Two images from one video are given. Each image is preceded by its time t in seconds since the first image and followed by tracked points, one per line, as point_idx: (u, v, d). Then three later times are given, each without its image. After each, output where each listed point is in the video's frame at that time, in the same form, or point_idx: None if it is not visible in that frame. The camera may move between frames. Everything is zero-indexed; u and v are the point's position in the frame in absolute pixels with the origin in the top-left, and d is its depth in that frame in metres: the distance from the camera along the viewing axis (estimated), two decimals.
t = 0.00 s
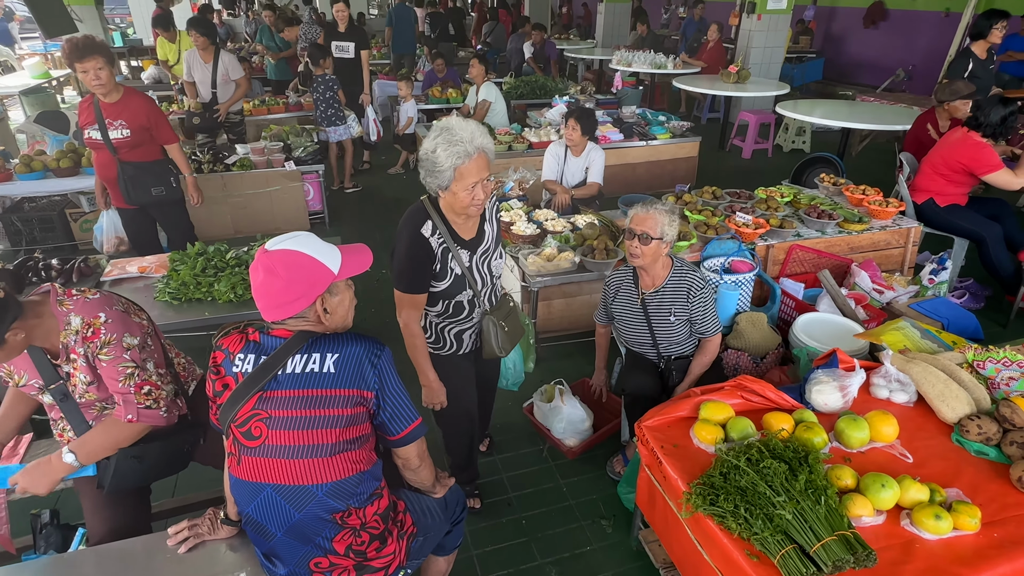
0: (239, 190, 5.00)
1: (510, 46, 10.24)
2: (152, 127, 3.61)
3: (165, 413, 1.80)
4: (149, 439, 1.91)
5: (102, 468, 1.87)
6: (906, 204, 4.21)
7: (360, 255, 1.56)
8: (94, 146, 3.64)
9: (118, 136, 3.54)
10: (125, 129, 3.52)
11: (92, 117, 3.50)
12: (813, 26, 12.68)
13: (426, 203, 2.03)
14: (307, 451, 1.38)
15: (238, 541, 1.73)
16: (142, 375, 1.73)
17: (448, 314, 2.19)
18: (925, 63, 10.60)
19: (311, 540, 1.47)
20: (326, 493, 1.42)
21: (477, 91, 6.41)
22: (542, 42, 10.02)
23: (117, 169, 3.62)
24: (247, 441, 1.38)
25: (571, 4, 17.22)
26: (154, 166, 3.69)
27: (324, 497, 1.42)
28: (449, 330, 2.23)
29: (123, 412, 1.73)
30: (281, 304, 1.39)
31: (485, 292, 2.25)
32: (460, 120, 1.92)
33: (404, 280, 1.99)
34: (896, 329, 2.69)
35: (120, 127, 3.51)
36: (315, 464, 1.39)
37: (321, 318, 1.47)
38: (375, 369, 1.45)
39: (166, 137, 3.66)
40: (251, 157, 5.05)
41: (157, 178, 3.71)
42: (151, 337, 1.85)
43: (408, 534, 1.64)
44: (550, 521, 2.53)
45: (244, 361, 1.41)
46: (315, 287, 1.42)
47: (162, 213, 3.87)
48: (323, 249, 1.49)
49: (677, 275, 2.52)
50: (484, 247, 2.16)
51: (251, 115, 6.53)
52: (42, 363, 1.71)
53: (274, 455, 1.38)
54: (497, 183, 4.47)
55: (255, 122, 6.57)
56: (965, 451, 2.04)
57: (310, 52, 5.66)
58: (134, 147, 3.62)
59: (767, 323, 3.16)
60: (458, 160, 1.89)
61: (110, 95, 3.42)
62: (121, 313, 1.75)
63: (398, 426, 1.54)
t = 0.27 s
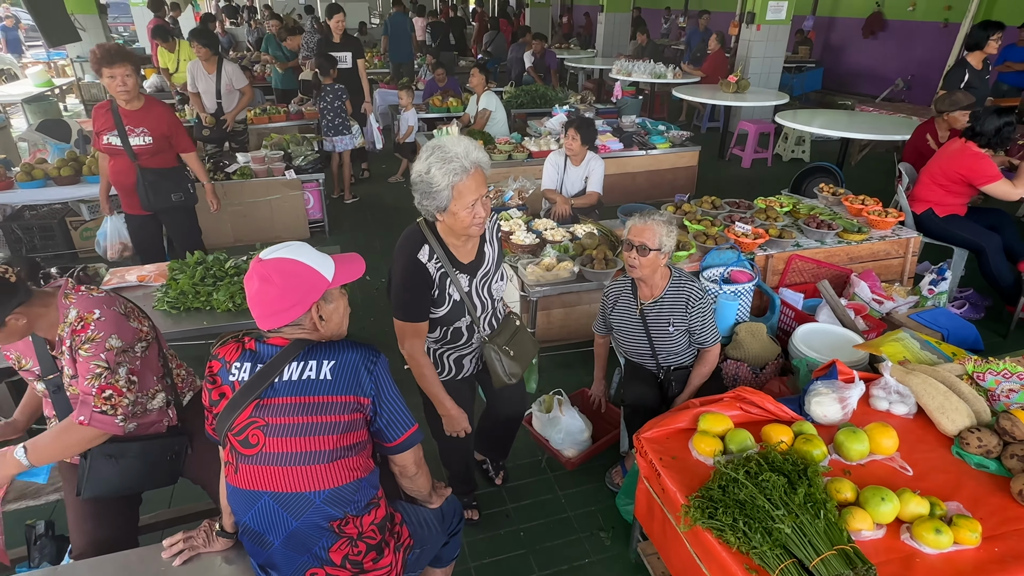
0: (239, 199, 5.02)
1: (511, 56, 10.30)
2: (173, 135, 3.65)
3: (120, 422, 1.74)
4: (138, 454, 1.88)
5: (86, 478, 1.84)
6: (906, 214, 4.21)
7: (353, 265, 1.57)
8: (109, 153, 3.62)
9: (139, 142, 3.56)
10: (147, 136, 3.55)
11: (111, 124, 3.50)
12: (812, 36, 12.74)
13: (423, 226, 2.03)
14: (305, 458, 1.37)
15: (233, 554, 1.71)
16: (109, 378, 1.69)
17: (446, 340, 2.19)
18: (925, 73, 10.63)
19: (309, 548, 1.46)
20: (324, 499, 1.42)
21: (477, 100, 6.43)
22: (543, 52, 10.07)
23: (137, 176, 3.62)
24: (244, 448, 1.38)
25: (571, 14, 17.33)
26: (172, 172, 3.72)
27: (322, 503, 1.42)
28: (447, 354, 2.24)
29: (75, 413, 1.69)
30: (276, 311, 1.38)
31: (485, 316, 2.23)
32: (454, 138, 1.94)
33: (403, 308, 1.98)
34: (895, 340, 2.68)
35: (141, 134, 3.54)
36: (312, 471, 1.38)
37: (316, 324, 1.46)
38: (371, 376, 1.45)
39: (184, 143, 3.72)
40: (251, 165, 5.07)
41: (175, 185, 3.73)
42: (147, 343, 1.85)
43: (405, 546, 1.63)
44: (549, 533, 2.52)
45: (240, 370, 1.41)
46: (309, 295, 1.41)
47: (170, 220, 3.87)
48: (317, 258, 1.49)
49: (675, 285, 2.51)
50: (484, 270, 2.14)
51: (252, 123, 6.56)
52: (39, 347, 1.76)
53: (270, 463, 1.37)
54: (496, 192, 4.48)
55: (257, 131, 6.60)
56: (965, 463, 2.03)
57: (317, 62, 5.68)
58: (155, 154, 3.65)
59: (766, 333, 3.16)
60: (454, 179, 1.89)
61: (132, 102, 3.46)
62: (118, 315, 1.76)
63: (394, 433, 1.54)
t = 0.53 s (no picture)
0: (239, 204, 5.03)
1: (512, 64, 10.34)
2: (197, 139, 3.80)
3: (57, 433, 1.70)
4: (124, 452, 1.90)
5: (73, 480, 1.85)
6: (906, 224, 4.21)
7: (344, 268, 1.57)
8: (134, 156, 3.66)
9: (169, 145, 3.67)
10: (174, 139, 3.66)
11: (138, 127, 3.57)
12: (813, 45, 12.80)
13: (434, 247, 1.92)
14: (300, 461, 1.37)
15: (228, 562, 1.70)
16: (56, 386, 1.67)
17: (455, 363, 2.08)
18: (925, 83, 10.67)
19: (305, 553, 1.45)
20: (319, 503, 1.41)
21: (478, 107, 6.45)
22: (544, 60, 10.11)
23: (166, 177, 3.68)
24: (239, 453, 1.37)
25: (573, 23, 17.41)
26: (197, 174, 3.80)
27: (317, 507, 1.41)
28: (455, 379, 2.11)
29: (15, 418, 1.68)
30: (270, 315, 1.38)
31: (495, 341, 2.08)
32: (468, 154, 1.84)
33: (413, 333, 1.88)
34: (896, 350, 2.68)
35: (170, 137, 3.66)
36: (307, 476, 1.38)
37: (311, 328, 1.46)
38: (367, 380, 1.46)
39: (205, 148, 3.85)
40: (252, 171, 5.08)
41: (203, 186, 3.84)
42: (126, 349, 1.86)
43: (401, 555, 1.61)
44: (547, 542, 2.50)
45: (236, 374, 1.41)
46: (302, 298, 1.41)
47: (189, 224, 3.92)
48: (309, 262, 1.49)
49: (674, 293, 2.51)
50: (497, 293, 2.01)
51: (253, 129, 6.57)
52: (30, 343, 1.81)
53: (265, 467, 1.37)
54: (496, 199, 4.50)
55: (258, 137, 6.62)
56: (965, 475, 2.02)
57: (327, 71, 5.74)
58: (181, 157, 3.76)
59: (766, 343, 3.15)
60: (468, 197, 1.79)
61: (160, 107, 3.58)
62: (93, 320, 1.76)
63: (390, 437, 1.54)
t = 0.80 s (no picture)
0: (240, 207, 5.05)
1: (514, 69, 10.37)
2: (213, 140, 3.92)
3: (54, 444, 1.75)
4: (115, 457, 1.89)
5: (62, 485, 1.83)
6: (905, 232, 4.21)
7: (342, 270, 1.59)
8: (157, 160, 3.68)
9: (193, 148, 3.77)
10: (198, 142, 3.77)
11: (162, 130, 3.62)
12: (814, 53, 12.83)
13: (470, 264, 1.85)
14: (295, 461, 1.37)
15: (223, 567, 1.71)
16: (47, 402, 1.70)
17: (480, 395, 2.02)
18: (926, 91, 10.69)
19: (299, 555, 1.44)
20: (314, 504, 1.41)
21: (480, 112, 6.47)
22: (546, 66, 10.14)
23: (196, 179, 3.75)
24: (235, 453, 1.37)
25: (575, 29, 17.48)
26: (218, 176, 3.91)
27: (311, 508, 1.41)
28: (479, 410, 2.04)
29: (12, 434, 1.75)
30: (268, 315, 1.40)
31: (524, 371, 2.01)
32: (513, 169, 1.82)
33: (444, 355, 1.79)
34: (895, 358, 2.67)
35: (193, 140, 3.76)
36: (302, 477, 1.38)
37: (308, 329, 1.47)
38: (363, 383, 1.46)
39: (219, 152, 3.97)
40: (253, 175, 5.13)
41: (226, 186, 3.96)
42: (113, 356, 1.86)
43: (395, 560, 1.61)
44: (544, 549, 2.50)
45: (233, 375, 1.41)
46: (299, 299, 1.43)
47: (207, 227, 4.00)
48: (307, 264, 1.50)
49: (671, 298, 2.51)
50: (528, 318, 1.95)
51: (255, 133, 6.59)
52: (19, 353, 1.82)
53: (260, 468, 1.37)
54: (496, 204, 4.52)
55: (260, 141, 6.64)
56: (963, 484, 2.01)
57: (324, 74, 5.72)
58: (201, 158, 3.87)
59: (765, 350, 3.14)
60: (515, 208, 1.75)
61: (183, 111, 3.67)
62: (75, 331, 1.75)
63: (385, 440, 1.53)
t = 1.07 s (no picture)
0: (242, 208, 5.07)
1: (516, 73, 10.40)
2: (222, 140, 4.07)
3: (57, 448, 1.78)
4: (115, 457, 1.90)
5: (63, 485, 1.83)
6: (906, 238, 4.22)
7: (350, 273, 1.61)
8: (180, 161, 3.77)
9: (210, 147, 3.89)
10: (214, 142, 3.92)
11: (181, 132, 3.72)
12: (816, 59, 12.85)
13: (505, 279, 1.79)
14: (293, 459, 1.38)
15: (221, 567, 1.71)
16: (44, 408, 1.72)
17: (502, 413, 1.96)
18: (928, 98, 10.71)
19: (295, 553, 1.44)
20: (311, 503, 1.41)
21: (482, 116, 6.49)
22: (548, 70, 10.16)
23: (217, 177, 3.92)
24: (235, 449, 1.39)
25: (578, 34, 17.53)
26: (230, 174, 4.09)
27: (308, 507, 1.41)
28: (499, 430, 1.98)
29: (14, 439, 1.77)
30: (273, 315, 1.42)
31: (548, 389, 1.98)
32: (556, 181, 1.76)
33: (472, 373, 1.74)
34: (894, 364, 2.68)
35: (210, 139, 3.90)
36: (300, 475, 1.38)
37: (313, 330, 1.49)
38: (364, 384, 1.48)
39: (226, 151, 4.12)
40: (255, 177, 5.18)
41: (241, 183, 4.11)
42: (107, 359, 1.86)
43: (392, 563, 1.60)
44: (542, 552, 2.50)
45: (236, 372, 1.44)
46: (306, 300, 1.45)
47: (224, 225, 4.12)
48: (315, 266, 1.53)
49: (666, 303, 2.50)
50: (556, 337, 1.91)
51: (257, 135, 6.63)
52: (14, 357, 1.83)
53: (259, 465, 1.38)
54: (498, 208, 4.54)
55: (262, 142, 6.66)
56: (961, 491, 2.01)
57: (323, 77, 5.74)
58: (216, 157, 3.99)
59: (764, 355, 3.15)
60: (561, 226, 1.70)
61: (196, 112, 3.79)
62: (66, 335, 1.75)
63: (384, 441, 1.54)
